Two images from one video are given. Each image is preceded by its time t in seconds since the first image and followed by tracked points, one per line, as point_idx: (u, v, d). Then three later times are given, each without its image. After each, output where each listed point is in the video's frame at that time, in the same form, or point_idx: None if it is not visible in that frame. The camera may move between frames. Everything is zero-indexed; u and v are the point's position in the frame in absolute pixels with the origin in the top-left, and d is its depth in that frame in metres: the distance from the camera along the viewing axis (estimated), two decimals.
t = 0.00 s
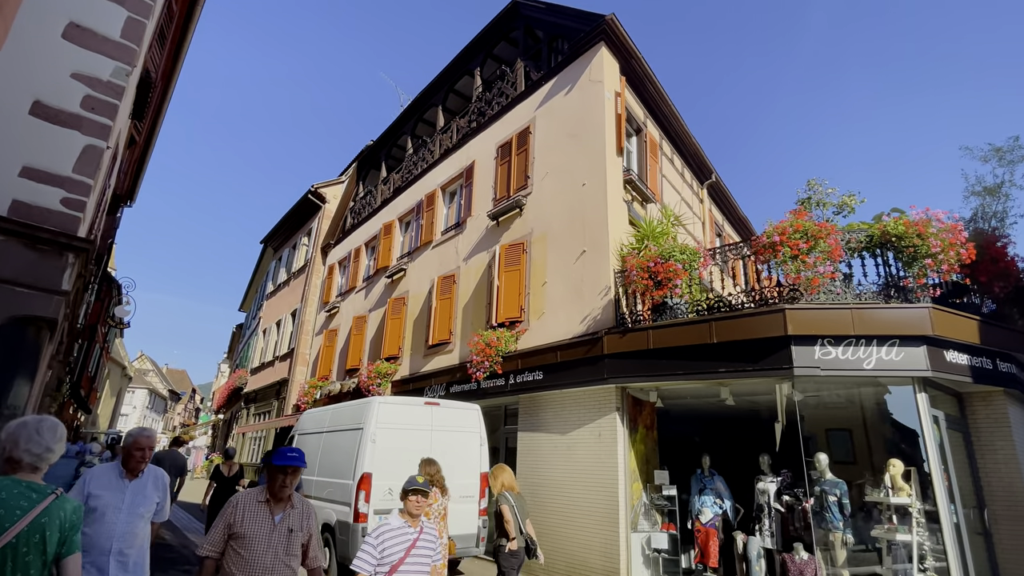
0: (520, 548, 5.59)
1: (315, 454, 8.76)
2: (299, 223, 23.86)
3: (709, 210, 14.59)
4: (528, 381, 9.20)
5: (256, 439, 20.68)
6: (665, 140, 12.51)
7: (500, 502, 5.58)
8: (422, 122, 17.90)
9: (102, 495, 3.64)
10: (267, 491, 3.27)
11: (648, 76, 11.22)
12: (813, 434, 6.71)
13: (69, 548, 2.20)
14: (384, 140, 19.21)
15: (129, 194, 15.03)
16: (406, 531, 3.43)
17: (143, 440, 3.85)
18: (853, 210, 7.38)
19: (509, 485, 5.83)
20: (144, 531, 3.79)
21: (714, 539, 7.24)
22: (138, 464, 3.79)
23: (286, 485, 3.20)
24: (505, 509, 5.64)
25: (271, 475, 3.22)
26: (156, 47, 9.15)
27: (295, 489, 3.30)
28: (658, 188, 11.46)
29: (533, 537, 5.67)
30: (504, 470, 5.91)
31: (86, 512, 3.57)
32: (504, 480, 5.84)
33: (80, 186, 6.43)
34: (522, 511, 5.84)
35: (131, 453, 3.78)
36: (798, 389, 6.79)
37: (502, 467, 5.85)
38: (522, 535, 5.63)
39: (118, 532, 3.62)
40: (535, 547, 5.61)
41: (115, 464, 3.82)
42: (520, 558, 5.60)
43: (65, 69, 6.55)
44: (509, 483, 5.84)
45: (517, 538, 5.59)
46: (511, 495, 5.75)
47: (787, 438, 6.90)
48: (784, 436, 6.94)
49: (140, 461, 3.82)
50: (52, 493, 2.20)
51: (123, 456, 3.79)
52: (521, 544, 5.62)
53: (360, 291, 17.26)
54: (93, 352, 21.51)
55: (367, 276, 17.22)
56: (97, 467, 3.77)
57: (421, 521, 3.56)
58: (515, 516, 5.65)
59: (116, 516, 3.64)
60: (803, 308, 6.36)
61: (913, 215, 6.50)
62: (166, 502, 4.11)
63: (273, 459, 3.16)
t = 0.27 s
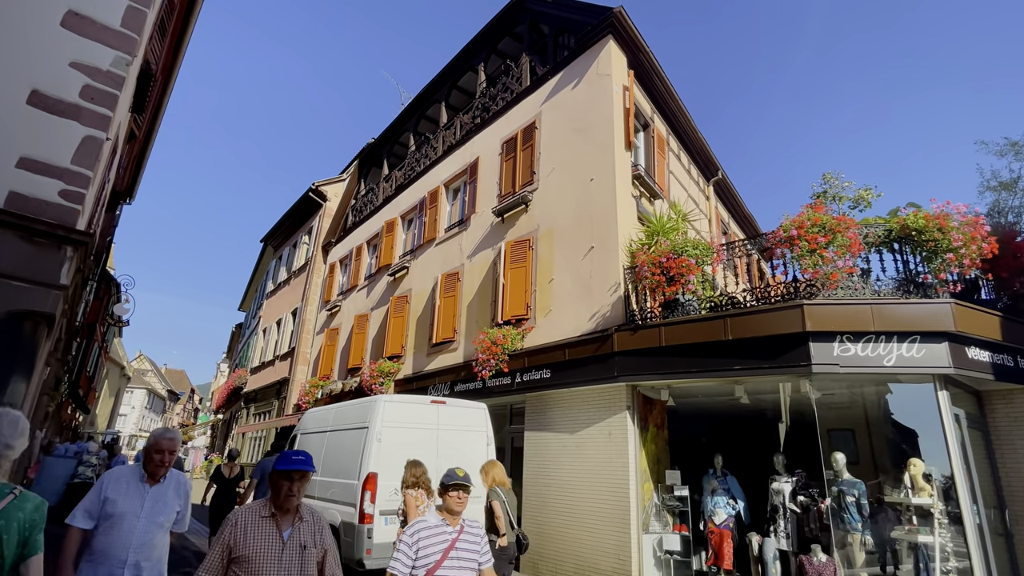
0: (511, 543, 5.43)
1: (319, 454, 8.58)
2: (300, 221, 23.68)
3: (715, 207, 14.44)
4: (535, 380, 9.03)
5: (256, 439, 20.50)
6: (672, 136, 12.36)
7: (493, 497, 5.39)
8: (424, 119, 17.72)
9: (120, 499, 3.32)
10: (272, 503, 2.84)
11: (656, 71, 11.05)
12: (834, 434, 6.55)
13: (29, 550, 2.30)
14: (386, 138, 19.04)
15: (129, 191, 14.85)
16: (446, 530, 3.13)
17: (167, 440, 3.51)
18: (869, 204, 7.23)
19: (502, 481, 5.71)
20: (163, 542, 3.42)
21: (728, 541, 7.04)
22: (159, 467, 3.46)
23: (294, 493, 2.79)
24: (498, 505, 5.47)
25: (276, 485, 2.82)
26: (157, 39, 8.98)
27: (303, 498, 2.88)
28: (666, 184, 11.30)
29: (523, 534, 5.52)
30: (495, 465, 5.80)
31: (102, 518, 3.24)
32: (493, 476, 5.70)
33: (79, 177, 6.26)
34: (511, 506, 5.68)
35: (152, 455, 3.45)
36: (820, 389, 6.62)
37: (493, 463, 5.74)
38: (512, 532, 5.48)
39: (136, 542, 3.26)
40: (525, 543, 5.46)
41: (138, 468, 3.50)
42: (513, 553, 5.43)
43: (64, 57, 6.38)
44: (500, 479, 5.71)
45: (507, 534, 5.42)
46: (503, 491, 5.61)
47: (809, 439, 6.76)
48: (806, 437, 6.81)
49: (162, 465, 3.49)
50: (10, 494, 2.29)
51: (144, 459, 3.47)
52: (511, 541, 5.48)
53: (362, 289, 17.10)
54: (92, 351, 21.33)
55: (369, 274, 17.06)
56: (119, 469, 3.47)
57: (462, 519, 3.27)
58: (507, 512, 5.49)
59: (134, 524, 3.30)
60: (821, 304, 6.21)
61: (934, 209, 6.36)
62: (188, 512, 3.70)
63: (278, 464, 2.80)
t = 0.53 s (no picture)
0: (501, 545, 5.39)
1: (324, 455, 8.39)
2: (301, 220, 23.48)
3: (723, 204, 14.24)
4: (544, 379, 8.83)
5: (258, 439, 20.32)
6: (681, 132, 12.17)
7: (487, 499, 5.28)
8: (428, 116, 17.51)
9: (132, 505, 3.11)
10: (282, 505, 2.61)
11: (666, 65, 10.85)
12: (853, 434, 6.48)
13: None
14: (389, 134, 18.83)
15: (128, 188, 14.64)
16: (484, 559, 2.90)
17: (184, 440, 3.26)
18: (890, 198, 7.03)
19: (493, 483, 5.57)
20: (181, 550, 3.20)
21: (745, 545, 6.83)
22: (173, 469, 3.22)
23: (306, 490, 2.57)
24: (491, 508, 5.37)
25: (286, 483, 2.59)
26: (157, 31, 8.77)
27: (314, 497, 2.68)
28: (676, 180, 11.09)
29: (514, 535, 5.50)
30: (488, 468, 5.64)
31: (114, 525, 3.05)
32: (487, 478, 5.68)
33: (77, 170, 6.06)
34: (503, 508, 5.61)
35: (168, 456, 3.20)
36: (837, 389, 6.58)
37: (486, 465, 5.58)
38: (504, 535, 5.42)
39: (151, 552, 3.04)
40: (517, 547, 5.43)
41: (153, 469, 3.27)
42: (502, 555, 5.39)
43: (61, 47, 6.19)
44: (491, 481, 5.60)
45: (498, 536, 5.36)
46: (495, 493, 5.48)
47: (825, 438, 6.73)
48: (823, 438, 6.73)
49: (178, 467, 3.24)
50: None
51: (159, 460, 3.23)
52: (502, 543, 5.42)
53: (365, 287, 16.91)
54: (92, 351, 21.13)
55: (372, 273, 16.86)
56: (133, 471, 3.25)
57: (497, 540, 3.04)
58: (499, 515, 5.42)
59: (148, 532, 3.08)
60: (844, 301, 6.02)
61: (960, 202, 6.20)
62: (209, 517, 3.47)
63: (288, 459, 2.58)
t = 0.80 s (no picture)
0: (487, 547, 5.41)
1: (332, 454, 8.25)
2: (305, 218, 23.36)
3: (733, 200, 14.05)
4: (555, 378, 8.67)
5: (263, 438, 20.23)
6: (691, 127, 11.99)
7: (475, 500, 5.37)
8: (433, 112, 17.34)
9: (143, 522, 2.73)
10: (324, 518, 2.32)
11: (678, 58, 10.67)
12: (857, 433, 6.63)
13: None
14: (394, 131, 18.67)
15: (132, 185, 14.51)
16: (539, 563, 2.65)
17: (197, 445, 2.94)
18: (913, 191, 6.85)
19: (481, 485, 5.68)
20: (200, 570, 2.87)
21: (765, 547, 6.67)
22: (185, 479, 2.89)
23: (353, 500, 2.30)
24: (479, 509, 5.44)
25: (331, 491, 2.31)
26: (161, 23, 8.61)
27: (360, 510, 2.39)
28: (688, 175, 10.92)
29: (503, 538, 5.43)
30: (478, 470, 5.82)
31: (123, 545, 2.68)
32: (479, 480, 5.62)
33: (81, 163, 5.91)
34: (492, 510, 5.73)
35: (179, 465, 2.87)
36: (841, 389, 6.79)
37: (476, 466, 5.75)
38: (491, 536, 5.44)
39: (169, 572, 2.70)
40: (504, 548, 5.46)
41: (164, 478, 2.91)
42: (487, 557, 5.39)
43: (64, 37, 6.03)
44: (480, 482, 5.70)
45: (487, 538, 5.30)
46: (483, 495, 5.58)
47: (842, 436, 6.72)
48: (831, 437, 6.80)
49: (191, 476, 2.91)
50: None
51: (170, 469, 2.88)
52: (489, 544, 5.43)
53: (370, 285, 16.78)
54: (95, 350, 21.07)
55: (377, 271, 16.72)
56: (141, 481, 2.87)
57: (550, 543, 2.81)
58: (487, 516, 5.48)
59: (163, 550, 2.72)
60: (869, 296, 5.85)
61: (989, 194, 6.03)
62: (228, 529, 3.14)
63: (334, 465, 2.29)
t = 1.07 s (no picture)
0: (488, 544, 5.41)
1: (345, 452, 8.11)
2: (312, 215, 23.26)
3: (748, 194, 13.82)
4: (570, 374, 8.50)
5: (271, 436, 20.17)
6: (706, 119, 11.78)
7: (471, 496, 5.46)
8: (442, 107, 17.16)
9: (163, 523, 2.54)
10: (414, 539, 1.88)
11: (693, 49, 10.46)
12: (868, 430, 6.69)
13: None
14: (402, 127, 18.52)
15: (140, 181, 14.43)
16: None
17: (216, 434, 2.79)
18: (942, 180, 6.66)
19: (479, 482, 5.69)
20: (227, 571, 2.73)
21: (791, 547, 6.62)
22: (207, 472, 2.74)
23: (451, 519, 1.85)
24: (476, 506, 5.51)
25: (427, 505, 1.88)
26: (170, 14, 8.48)
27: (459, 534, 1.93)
28: (703, 168, 10.71)
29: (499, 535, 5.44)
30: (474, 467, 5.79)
31: (141, 549, 2.49)
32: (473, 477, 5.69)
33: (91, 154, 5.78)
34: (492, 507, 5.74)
35: (199, 457, 2.72)
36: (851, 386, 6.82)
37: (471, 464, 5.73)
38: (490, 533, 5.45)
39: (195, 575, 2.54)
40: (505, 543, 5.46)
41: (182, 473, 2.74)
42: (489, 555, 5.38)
43: (74, 25, 5.91)
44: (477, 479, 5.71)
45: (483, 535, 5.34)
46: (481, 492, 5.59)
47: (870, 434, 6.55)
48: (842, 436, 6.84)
49: (212, 470, 2.76)
50: None
51: (189, 462, 2.71)
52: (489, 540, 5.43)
53: (378, 282, 16.64)
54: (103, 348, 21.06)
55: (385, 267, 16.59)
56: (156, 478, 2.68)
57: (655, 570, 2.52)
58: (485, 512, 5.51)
59: (188, 554, 2.55)
60: (901, 288, 5.68)
61: None
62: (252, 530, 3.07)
63: (433, 473, 1.85)
